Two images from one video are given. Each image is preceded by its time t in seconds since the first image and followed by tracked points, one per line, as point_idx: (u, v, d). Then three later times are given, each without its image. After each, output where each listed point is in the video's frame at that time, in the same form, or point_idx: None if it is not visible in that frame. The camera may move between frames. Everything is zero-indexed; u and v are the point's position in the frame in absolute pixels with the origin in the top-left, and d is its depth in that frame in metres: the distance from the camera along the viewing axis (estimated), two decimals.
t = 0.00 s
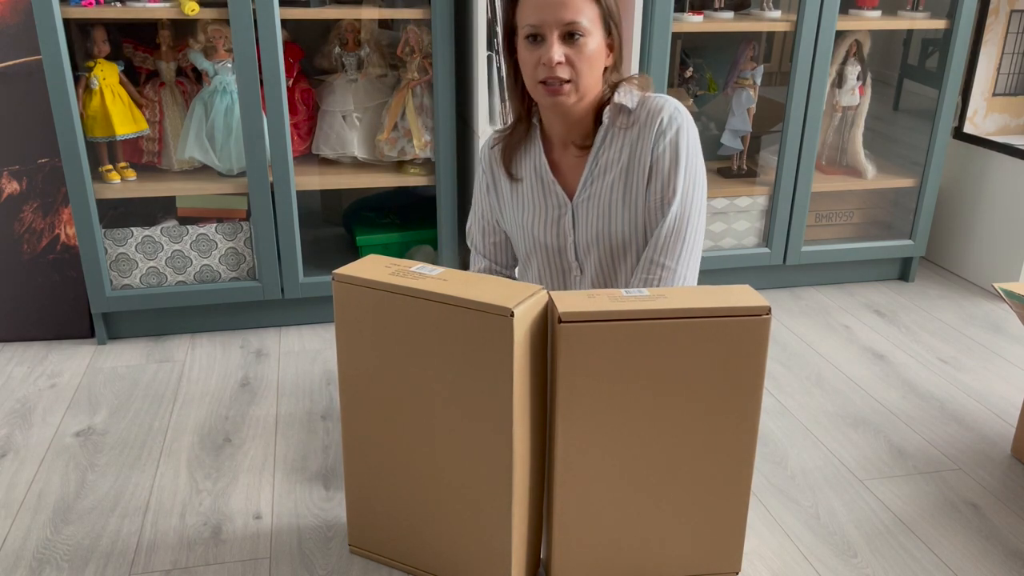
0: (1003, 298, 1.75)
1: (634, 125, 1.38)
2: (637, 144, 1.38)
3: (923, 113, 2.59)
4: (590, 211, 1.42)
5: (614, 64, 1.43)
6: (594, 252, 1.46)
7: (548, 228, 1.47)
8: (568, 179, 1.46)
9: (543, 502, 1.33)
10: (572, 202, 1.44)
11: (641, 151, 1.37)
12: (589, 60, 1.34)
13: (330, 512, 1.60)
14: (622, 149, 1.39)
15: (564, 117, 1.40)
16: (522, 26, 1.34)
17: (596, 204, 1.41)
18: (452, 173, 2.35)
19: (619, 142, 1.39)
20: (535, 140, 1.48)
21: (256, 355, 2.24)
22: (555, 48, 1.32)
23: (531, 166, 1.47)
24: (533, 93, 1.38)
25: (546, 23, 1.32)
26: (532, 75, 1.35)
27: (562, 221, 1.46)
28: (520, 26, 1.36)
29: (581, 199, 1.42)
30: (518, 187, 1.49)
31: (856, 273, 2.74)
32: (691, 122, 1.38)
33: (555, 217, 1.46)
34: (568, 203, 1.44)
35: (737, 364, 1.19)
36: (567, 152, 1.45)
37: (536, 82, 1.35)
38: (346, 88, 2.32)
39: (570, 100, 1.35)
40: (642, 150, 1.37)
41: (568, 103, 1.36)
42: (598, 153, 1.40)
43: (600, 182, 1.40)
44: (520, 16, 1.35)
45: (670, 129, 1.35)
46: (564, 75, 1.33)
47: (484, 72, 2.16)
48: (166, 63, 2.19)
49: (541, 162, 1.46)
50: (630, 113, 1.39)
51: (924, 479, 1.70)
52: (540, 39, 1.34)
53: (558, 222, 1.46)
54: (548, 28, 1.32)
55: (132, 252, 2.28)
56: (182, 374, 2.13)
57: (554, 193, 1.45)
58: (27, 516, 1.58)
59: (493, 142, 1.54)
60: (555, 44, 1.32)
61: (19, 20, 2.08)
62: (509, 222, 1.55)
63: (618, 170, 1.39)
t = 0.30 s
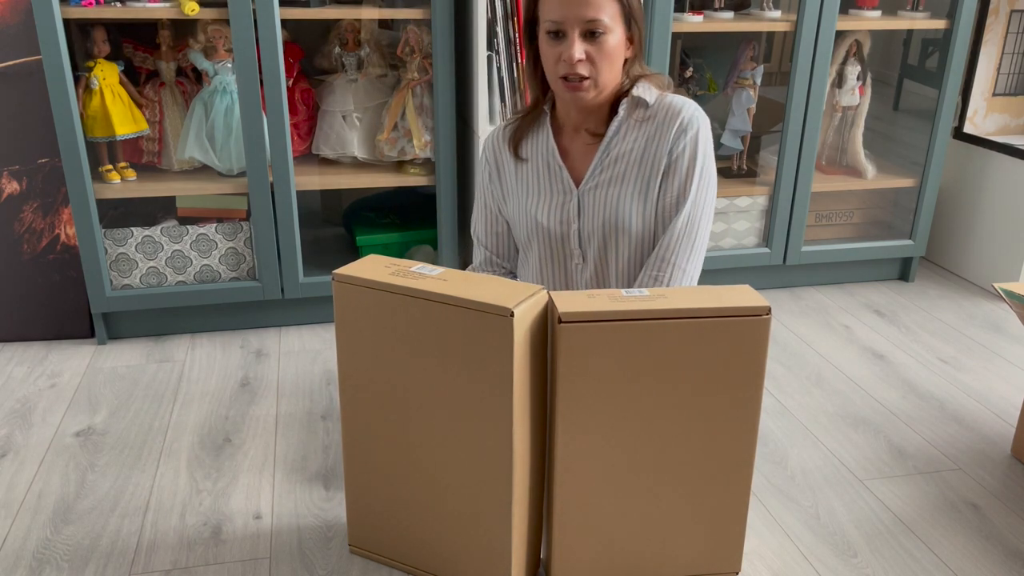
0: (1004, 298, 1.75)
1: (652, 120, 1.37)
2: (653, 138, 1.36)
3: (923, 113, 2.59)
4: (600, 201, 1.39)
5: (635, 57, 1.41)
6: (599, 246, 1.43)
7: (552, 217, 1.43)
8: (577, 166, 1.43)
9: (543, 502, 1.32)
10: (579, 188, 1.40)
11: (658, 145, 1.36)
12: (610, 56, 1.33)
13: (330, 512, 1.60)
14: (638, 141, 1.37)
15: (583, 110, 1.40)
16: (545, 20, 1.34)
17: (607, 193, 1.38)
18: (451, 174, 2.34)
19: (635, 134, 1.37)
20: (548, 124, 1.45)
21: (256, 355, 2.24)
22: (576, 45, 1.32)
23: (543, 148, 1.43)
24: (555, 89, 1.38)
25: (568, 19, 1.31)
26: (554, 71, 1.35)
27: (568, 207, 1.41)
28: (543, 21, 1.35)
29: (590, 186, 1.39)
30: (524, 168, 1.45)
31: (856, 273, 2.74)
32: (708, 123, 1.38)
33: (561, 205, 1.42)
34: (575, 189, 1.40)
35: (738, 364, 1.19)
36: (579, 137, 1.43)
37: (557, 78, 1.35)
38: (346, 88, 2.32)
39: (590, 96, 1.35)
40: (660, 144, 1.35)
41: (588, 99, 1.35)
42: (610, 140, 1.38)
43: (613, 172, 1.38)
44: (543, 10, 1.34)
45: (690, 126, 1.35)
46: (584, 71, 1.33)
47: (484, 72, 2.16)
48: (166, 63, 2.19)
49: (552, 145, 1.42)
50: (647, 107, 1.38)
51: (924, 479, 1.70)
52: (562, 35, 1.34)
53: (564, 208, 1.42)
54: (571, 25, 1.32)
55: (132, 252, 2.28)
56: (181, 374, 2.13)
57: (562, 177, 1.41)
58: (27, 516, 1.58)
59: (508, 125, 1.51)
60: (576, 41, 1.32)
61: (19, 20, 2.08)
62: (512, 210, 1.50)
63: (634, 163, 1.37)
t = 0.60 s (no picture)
0: (1003, 299, 1.75)
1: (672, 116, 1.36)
2: (674, 134, 1.35)
3: (923, 113, 2.60)
4: (617, 195, 1.38)
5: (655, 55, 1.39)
6: (612, 243, 1.41)
7: (567, 211, 1.40)
8: (593, 161, 1.41)
9: (542, 502, 1.32)
10: (595, 182, 1.38)
11: (680, 142, 1.35)
12: (637, 57, 1.31)
13: (330, 512, 1.60)
14: (657, 137, 1.36)
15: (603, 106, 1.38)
16: (573, 19, 1.29)
17: (625, 188, 1.37)
18: (451, 173, 2.34)
19: (654, 130, 1.36)
20: (560, 118, 1.43)
21: (256, 355, 2.24)
22: (606, 46, 1.28)
23: (558, 142, 1.41)
24: (578, 86, 1.34)
25: (599, 19, 1.27)
26: (580, 71, 1.31)
27: (583, 202, 1.39)
28: (570, 20, 1.31)
29: (608, 180, 1.38)
30: (536, 161, 1.43)
31: (856, 273, 2.74)
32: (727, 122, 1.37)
33: (576, 200, 1.40)
34: (591, 183, 1.39)
35: (737, 365, 1.19)
36: (596, 133, 1.41)
37: (584, 78, 1.31)
38: (346, 88, 2.32)
39: (615, 96, 1.32)
40: (681, 141, 1.35)
41: (612, 98, 1.32)
42: (629, 136, 1.37)
43: (632, 167, 1.37)
44: (571, 8, 1.30)
45: (712, 123, 1.34)
46: (613, 73, 1.30)
47: (484, 72, 2.16)
48: (166, 63, 2.19)
49: (568, 140, 1.40)
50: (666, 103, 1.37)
51: (924, 479, 1.70)
52: (591, 35, 1.30)
53: (580, 203, 1.40)
54: (602, 24, 1.28)
55: (132, 252, 2.28)
56: (182, 374, 2.13)
57: (577, 171, 1.40)
58: (27, 516, 1.58)
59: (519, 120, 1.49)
60: (606, 42, 1.28)
61: (19, 20, 2.08)
62: (521, 206, 1.47)
63: (654, 159, 1.36)
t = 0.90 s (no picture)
0: (1003, 299, 1.75)
1: (699, 124, 1.36)
2: (700, 142, 1.36)
3: (923, 113, 2.59)
4: (637, 198, 1.38)
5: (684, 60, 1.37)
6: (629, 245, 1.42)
7: (584, 209, 1.40)
8: (613, 162, 1.41)
9: (543, 502, 1.33)
10: (616, 183, 1.39)
11: (705, 151, 1.36)
12: (664, 62, 1.30)
13: (331, 512, 1.60)
14: (683, 143, 1.36)
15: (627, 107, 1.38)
16: (601, 21, 1.29)
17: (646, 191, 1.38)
18: (452, 173, 2.34)
19: (680, 137, 1.37)
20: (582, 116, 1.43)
21: (256, 355, 2.24)
22: (633, 49, 1.27)
23: (578, 140, 1.41)
24: (603, 88, 1.33)
25: (627, 22, 1.27)
26: (606, 73, 1.31)
27: (601, 201, 1.40)
28: (599, 21, 1.30)
29: (628, 183, 1.39)
30: (556, 158, 1.43)
31: (856, 273, 2.74)
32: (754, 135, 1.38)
33: (594, 202, 1.40)
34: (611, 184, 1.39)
35: (738, 365, 1.19)
36: (619, 134, 1.41)
37: (609, 80, 1.31)
38: (346, 88, 2.32)
39: (639, 100, 1.31)
40: (707, 150, 1.36)
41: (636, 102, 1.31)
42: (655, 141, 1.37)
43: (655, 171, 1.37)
44: (600, 9, 1.29)
45: (739, 135, 1.35)
46: (638, 76, 1.29)
47: (484, 72, 2.16)
48: (166, 63, 2.19)
49: (588, 138, 1.40)
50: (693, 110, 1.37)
51: (924, 479, 1.70)
52: (618, 37, 1.29)
53: (598, 203, 1.40)
54: (629, 27, 1.27)
55: (132, 252, 2.28)
56: (182, 374, 2.13)
57: (597, 171, 1.40)
58: (27, 516, 1.58)
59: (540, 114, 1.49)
60: (633, 45, 1.27)
61: (19, 20, 2.08)
62: (537, 200, 1.48)
63: (677, 165, 1.37)
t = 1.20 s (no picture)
0: (1003, 299, 1.75)
1: (711, 147, 1.36)
2: (710, 166, 1.36)
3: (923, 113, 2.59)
4: (641, 216, 1.39)
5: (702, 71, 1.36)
6: (627, 260, 1.43)
7: (587, 223, 1.42)
8: (621, 174, 1.41)
9: (542, 501, 1.33)
10: (621, 200, 1.40)
11: (715, 175, 1.36)
12: (679, 74, 1.28)
13: (330, 512, 1.60)
14: (693, 166, 1.36)
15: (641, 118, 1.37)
16: (615, 33, 1.28)
17: (650, 211, 1.38)
18: (452, 173, 2.34)
19: (690, 158, 1.36)
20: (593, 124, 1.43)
21: (256, 355, 2.24)
22: (647, 62, 1.26)
23: (588, 148, 1.41)
24: (618, 100, 1.32)
25: (641, 35, 1.25)
26: (620, 85, 1.30)
27: (604, 216, 1.41)
28: (613, 33, 1.29)
29: (633, 200, 1.39)
30: (563, 165, 1.44)
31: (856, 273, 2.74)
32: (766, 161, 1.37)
33: (597, 215, 1.41)
34: (615, 200, 1.40)
35: (738, 365, 1.19)
36: (630, 145, 1.41)
37: (623, 92, 1.30)
38: (346, 88, 2.32)
39: (654, 112, 1.30)
40: (716, 174, 1.36)
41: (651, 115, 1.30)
42: (665, 159, 1.37)
43: (661, 192, 1.38)
44: (614, 21, 1.28)
45: (750, 161, 1.34)
46: (653, 89, 1.28)
47: (484, 72, 2.16)
48: (166, 63, 2.19)
49: (598, 147, 1.41)
50: (707, 131, 1.36)
51: (924, 479, 1.70)
52: (633, 49, 1.28)
53: (601, 217, 1.41)
54: (643, 40, 1.26)
55: (132, 252, 2.28)
56: (182, 374, 2.13)
57: (603, 183, 1.40)
58: (27, 516, 1.58)
59: (553, 114, 1.49)
60: (647, 58, 1.26)
61: (19, 20, 2.08)
62: (542, 205, 1.48)
63: (684, 187, 1.37)
